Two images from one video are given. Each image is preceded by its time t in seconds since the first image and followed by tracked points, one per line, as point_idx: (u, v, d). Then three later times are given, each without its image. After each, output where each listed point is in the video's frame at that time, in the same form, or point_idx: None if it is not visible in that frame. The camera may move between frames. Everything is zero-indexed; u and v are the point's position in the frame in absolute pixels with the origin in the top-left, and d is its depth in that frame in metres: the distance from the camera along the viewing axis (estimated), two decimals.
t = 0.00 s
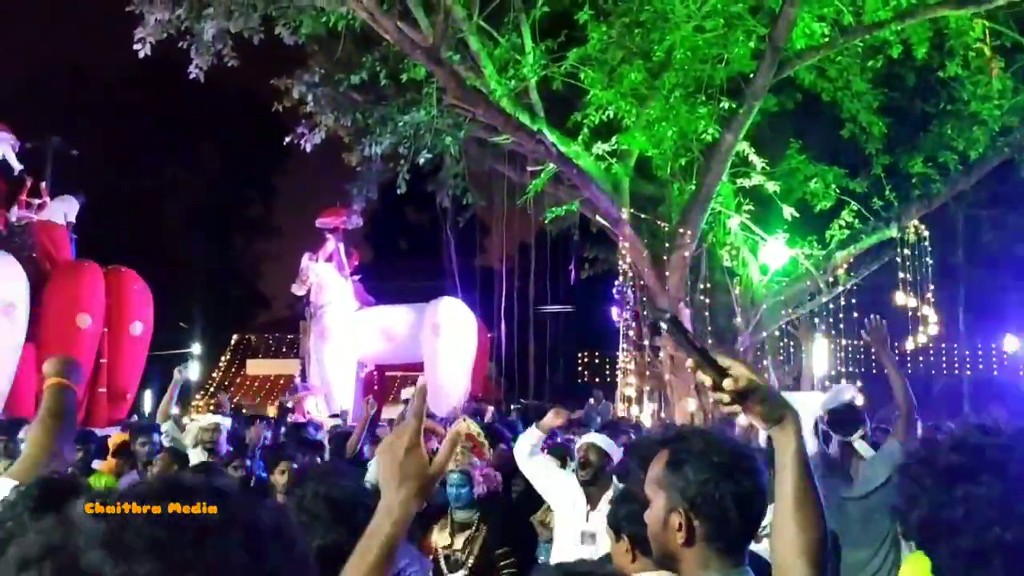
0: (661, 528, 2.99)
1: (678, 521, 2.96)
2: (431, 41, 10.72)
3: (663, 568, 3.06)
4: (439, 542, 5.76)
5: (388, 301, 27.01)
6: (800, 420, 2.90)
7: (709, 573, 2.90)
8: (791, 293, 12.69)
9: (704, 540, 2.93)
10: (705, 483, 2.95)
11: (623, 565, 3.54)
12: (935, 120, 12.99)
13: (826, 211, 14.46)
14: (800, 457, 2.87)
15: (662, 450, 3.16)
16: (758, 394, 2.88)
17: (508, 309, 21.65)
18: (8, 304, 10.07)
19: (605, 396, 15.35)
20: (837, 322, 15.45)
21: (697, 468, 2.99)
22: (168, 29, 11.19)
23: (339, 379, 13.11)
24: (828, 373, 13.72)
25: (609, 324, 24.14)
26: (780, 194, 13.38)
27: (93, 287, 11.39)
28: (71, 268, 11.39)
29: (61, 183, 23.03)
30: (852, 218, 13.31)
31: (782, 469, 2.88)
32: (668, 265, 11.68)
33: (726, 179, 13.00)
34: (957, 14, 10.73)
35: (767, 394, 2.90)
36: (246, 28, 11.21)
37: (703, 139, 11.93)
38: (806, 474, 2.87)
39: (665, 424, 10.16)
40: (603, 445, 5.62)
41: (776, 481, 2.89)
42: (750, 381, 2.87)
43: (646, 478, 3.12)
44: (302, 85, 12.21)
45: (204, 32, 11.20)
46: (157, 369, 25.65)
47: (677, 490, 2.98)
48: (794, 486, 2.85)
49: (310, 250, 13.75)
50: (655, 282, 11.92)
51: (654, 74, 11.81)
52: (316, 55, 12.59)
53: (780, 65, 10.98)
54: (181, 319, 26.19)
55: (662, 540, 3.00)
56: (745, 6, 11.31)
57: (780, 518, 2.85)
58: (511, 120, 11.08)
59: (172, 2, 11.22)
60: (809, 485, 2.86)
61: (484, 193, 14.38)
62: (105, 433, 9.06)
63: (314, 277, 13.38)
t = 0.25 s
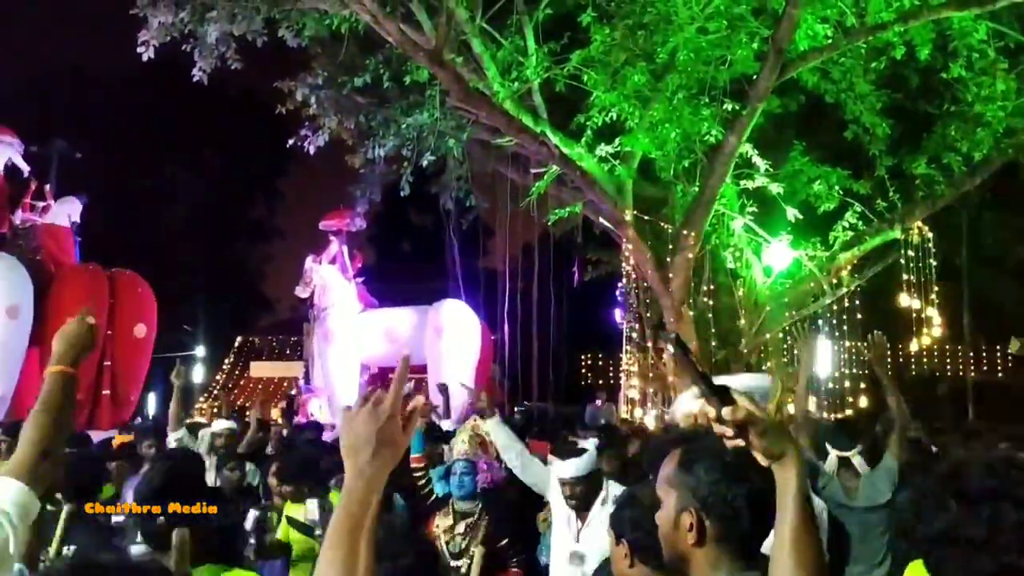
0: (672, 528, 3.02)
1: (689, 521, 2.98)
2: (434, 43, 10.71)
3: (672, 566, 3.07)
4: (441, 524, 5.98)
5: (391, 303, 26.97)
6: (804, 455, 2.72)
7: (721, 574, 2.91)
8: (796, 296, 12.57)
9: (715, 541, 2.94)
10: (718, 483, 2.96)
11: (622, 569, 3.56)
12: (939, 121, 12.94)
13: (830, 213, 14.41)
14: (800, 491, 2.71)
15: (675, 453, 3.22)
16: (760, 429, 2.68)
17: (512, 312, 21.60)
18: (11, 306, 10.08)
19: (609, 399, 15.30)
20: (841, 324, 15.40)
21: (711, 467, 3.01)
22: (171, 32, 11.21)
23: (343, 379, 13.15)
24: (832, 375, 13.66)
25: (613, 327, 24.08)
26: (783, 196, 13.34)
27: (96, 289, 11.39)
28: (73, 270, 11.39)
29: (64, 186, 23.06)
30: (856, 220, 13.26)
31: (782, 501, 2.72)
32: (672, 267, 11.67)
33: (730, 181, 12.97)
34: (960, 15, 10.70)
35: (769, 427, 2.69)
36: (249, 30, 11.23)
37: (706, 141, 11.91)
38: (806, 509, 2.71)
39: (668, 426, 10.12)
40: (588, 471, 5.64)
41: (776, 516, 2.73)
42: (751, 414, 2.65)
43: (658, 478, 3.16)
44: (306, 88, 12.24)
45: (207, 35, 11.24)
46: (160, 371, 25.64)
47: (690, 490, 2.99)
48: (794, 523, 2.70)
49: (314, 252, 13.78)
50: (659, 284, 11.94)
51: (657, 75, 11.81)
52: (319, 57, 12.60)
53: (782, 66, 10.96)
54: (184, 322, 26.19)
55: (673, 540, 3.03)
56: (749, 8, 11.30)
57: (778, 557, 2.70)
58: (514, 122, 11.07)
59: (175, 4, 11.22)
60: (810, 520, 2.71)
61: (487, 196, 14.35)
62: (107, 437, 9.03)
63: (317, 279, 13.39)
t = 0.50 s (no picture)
0: (681, 527, 3.03)
1: (698, 521, 2.99)
2: (436, 44, 10.71)
3: (679, 566, 3.08)
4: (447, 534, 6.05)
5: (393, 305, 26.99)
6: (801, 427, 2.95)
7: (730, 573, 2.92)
8: (797, 295, 12.74)
9: (724, 541, 2.95)
10: (729, 484, 2.97)
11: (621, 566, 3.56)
12: (940, 121, 12.94)
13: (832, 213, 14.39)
14: (802, 460, 2.92)
15: (686, 447, 3.17)
16: (755, 401, 2.95)
17: (514, 313, 21.60)
18: (14, 308, 10.08)
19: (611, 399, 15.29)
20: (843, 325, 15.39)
21: (721, 467, 3.01)
22: (173, 33, 11.22)
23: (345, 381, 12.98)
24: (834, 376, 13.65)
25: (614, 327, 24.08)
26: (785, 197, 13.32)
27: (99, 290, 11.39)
28: (75, 271, 11.39)
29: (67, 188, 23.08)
30: (858, 220, 13.26)
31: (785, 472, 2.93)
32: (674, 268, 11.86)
33: (731, 181, 12.98)
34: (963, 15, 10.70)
35: (764, 400, 2.96)
36: (251, 32, 11.23)
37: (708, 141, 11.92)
38: (809, 478, 2.91)
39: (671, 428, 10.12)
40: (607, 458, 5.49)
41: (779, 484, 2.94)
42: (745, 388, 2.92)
43: (667, 476, 3.14)
44: (308, 89, 12.27)
45: (210, 37, 11.25)
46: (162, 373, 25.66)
47: (700, 489, 3.00)
48: (799, 491, 2.89)
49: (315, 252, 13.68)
50: (662, 285, 12.17)
51: (659, 76, 11.81)
52: (321, 59, 12.61)
53: (784, 67, 10.97)
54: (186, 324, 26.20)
55: (682, 540, 3.03)
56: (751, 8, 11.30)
57: (784, 523, 2.90)
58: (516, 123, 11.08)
59: (178, 6, 11.23)
60: (813, 488, 2.91)
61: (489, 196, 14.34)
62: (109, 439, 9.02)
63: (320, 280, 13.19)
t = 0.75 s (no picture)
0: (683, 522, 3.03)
1: (699, 518, 2.99)
2: (438, 44, 10.71)
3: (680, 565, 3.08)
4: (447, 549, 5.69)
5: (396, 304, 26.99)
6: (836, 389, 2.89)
7: (729, 569, 2.91)
8: (799, 295, 12.76)
9: (725, 537, 2.94)
10: (730, 481, 2.96)
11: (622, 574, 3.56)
12: (944, 121, 12.90)
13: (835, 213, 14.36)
14: (832, 422, 2.89)
15: (691, 444, 3.17)
16: (798, 364, 2.79)
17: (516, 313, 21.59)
18: (16, 308, 10.09)
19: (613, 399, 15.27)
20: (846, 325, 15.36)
21: (723, 464, 3.01)
22: (176, 33, 11.22)
23: (347, 381, 12.93)
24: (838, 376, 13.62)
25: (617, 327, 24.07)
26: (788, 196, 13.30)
27: (102, 291, 11.41)
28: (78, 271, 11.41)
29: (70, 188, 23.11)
30: (861, 220, 13.22)
31: (813, 431, 2.90)
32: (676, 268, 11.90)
33: (734, 181, 12.99)
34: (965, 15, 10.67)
35: (804, 362, 2.81)
36: (253, 32, 11.24)
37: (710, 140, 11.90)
38: (838, 441, 2.90)
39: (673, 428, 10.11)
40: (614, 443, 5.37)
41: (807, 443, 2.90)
42: (791, 349, 2.76)
43: (673, 472, 3.15)
44: (310, 89, 12.31)
45: (212, 37, 11.27)
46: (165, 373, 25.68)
47: (701, 485, 2.99)
48: (825, 453, 2.89)
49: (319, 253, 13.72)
50: (664, 284, 12.21)
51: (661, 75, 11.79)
52: (324, 59, 12.61)
53: (786, 66, 10.94)
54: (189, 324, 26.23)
55: (684, 536, 3.03)
56: (753, 8, 11.28)
57: (809, 488, 2.90)
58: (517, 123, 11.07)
59: (180, 6, 11.23)
60: (840, 449, 2.90)
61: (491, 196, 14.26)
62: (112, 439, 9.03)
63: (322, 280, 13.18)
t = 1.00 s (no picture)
0: (681, 520, 3.03)
1: (697, 514, 2.99)
2: (439, 43, 10.69)
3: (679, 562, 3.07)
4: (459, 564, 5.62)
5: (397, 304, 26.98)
6: (858, 408, 2.93)
7: (728, 567, 2.90)
8: (801, 294, 12.72)
9: (723, 534, 2.93)
10: (727, 477, 2.96)
11: None
12: (946, 120, 12.88)
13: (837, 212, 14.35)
14: (855, 441, 2.91)
15: (690, 443, 3.19)
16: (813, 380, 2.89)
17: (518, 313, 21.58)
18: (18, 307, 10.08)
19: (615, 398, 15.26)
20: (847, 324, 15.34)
21: (720, 461, 3.00)
22: (177, 32, 11.21)
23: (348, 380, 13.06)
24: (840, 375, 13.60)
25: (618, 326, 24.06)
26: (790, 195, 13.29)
27: (103, 290, 11.41)
28: (79, 271, 11.42)
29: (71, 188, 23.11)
30: (863, 219, 13.19)
31: (836, 450, 2.93)
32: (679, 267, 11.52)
33: (735, 180, 12.97)
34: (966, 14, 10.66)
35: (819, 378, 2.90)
36: (255, 31, 11.23)
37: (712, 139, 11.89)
38: (860, 459, 2.91)
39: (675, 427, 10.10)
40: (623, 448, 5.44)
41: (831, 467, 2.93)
42: (804, 367, 2.86)
43: (671, 470, 3.17)
44: (312, 88, 12.31)
45: (213, 36, 11.26)
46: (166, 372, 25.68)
47: (699, 482, 2.99)
48: (848, 472, 2.89)
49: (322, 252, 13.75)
50: (665, 283, 11.94)
51: (663, 74, 11.79)
52: (325, 58, 12.61)
53: (788, 65, 10.93)
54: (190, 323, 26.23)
55: (683, 533, 3.02)
56: (755, 7, 11.26)
57: (833, 508, 2.89)
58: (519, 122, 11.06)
59: (181, 4, 11.22)
60: (864, 468, 2.90)
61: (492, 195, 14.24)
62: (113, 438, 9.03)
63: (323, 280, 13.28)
